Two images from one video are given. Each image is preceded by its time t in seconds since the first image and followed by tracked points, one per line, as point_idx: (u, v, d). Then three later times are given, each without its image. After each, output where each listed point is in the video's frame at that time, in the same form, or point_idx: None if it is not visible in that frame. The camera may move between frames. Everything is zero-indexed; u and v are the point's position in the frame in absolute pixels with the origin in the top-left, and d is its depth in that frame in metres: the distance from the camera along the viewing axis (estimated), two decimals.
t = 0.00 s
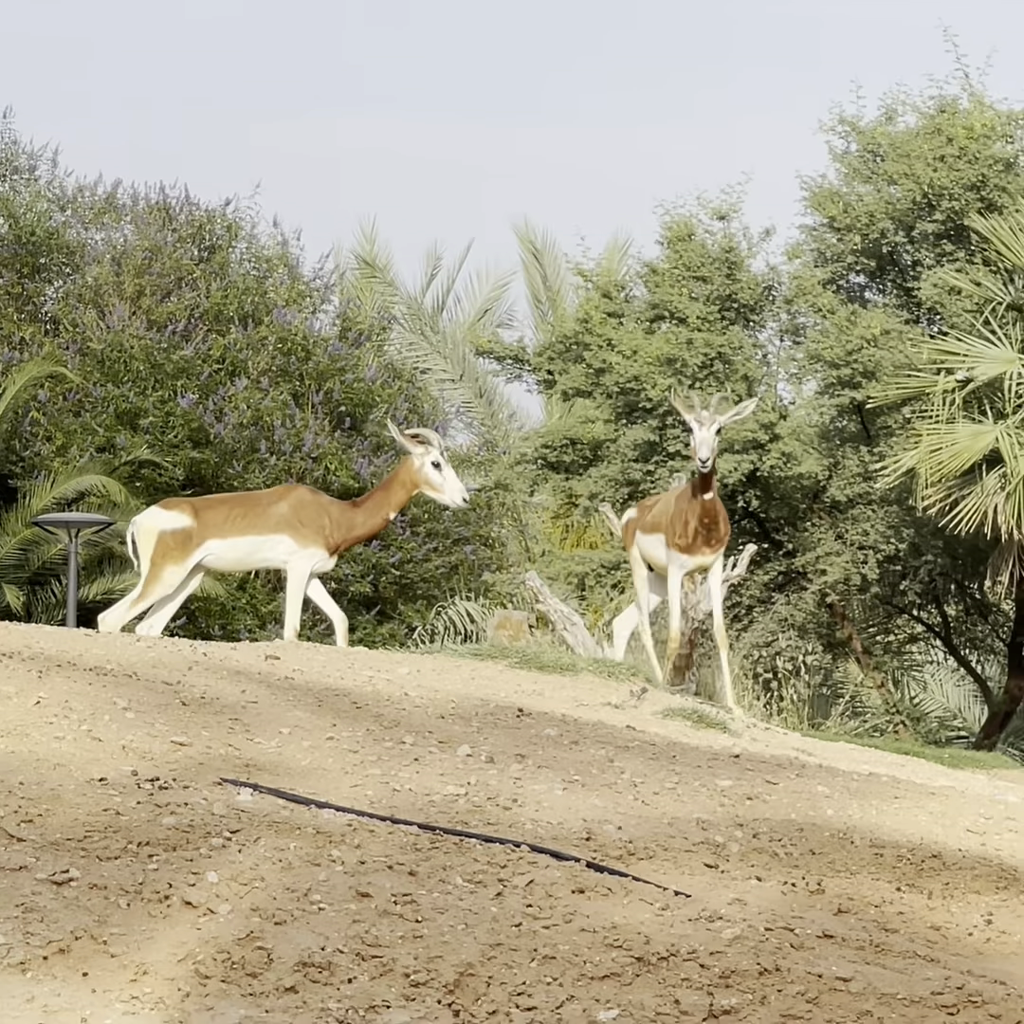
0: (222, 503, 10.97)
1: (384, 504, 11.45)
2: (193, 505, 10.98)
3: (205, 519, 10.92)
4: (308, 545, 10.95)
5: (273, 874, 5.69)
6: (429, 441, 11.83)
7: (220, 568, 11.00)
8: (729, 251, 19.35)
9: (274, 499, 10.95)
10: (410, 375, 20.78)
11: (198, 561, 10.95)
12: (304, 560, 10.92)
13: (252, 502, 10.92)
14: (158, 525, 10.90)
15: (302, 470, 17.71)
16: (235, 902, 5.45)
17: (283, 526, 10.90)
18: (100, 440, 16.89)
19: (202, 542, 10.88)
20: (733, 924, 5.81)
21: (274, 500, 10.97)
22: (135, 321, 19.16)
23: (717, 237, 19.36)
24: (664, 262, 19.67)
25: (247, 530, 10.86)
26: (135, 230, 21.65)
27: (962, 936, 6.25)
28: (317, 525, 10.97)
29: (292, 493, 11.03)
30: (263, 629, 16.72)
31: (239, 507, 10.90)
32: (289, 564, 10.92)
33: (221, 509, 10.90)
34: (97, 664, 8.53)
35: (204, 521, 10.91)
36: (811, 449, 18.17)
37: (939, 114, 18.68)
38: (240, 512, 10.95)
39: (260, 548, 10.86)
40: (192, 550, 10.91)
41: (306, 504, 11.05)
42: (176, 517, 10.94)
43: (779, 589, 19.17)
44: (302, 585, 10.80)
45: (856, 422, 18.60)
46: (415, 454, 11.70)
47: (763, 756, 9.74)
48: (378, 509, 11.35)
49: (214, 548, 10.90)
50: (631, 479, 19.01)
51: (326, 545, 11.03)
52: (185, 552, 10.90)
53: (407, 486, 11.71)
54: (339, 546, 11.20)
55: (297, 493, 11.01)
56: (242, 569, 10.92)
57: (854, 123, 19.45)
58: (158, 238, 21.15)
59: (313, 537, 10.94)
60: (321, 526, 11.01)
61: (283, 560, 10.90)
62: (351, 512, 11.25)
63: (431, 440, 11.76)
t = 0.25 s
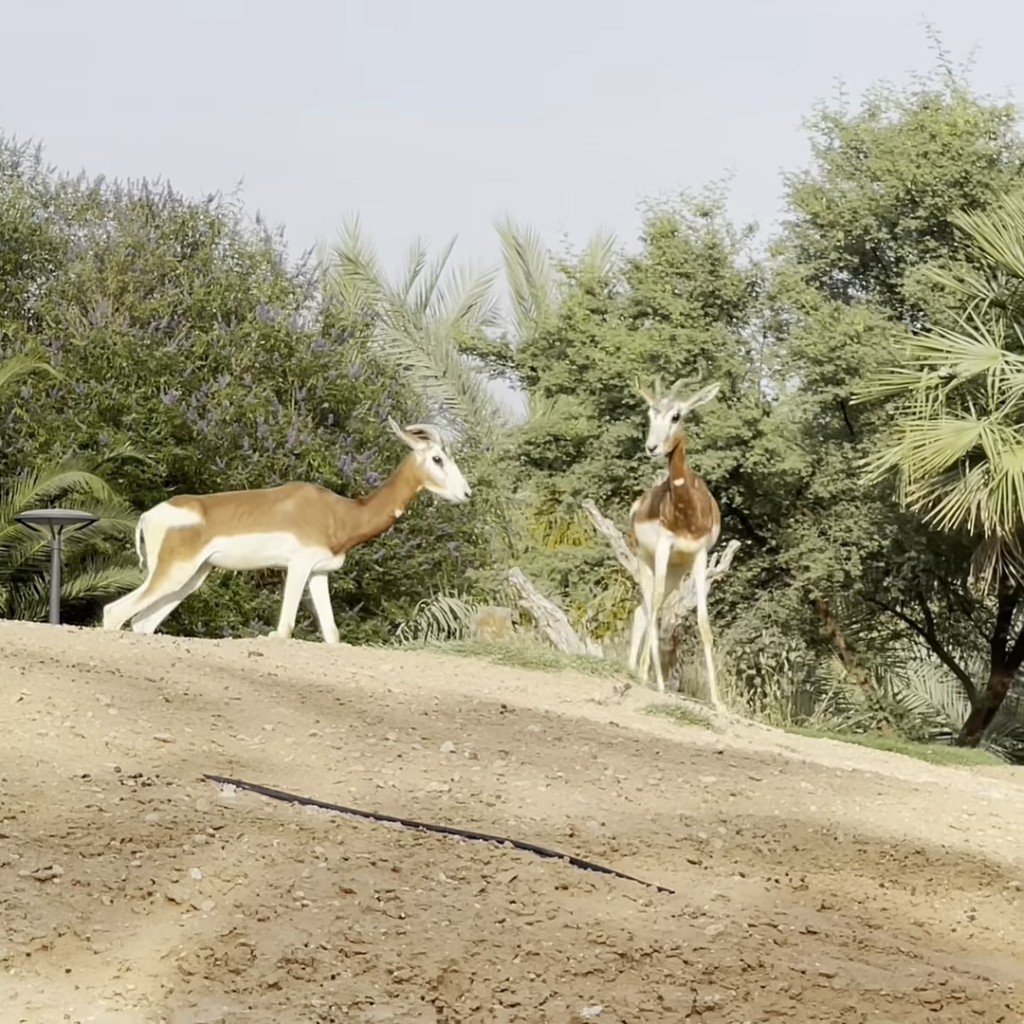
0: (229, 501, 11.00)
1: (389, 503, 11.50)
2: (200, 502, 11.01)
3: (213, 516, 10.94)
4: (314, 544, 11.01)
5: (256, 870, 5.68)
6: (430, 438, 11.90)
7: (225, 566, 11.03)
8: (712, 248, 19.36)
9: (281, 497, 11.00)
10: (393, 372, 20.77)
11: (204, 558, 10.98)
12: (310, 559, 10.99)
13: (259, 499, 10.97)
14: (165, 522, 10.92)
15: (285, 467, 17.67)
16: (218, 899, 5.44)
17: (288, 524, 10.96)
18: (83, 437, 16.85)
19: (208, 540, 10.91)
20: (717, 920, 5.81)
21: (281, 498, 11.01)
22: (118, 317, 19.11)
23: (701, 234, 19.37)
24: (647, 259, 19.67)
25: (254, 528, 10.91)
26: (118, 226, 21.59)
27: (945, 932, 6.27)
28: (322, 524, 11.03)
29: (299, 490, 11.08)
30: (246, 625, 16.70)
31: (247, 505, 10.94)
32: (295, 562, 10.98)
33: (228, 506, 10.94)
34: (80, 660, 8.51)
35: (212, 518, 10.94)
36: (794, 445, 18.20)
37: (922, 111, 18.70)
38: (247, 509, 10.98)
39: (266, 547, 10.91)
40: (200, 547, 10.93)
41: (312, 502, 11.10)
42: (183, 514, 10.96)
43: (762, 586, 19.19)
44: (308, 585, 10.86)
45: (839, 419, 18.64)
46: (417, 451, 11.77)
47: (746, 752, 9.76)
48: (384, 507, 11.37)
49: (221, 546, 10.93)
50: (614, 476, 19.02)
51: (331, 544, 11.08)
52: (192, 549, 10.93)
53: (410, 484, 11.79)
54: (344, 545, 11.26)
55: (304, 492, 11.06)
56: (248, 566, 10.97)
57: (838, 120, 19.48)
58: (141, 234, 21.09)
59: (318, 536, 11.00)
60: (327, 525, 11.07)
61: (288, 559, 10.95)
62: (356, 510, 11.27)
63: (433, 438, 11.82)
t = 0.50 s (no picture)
0: (246, 496, 11.10)
1: (404, 499, 11.56)
2: (217, 498, 11.10)
3: (229, 511, 11.04)
4: (328, 541, 11.11)
5: (247, 867, 5.67)
6: (445, 432, 11.87)
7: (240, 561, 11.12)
8: (703, 244, 19.38)
9: (297, 494, 11.09)
10: (384, 368, 20.76)
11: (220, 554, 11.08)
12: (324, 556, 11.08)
13: (275, 496, 11.06)
14: (183, 516, 11.01)
15: (276, 465, 17.60)
16: (209, 896, 5.43)
17: (301, 520, 11.05)
18: (74, 433, 16.82)
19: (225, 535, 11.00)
20: (708, 917, 5.81)
21: (296, 495, 11.11)
22: (109, 314, 19.08)
23: (691, 230, 19.38)
24: (638, 255, 19.69)
25: (269, 524, 11.00)
26: (109, 223, 21.56)
27: (936, 928, 6.28)
28: (336, 520, 11.13)
29: (315, 487, 11.18)
30: (238, 622, 16.70)
31: (263, 501, 11.03)
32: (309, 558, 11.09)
33: (244, 502, 11.03)
34: (71, 657, 8.50)
35: (228, 513, 11.03)
36: (784, 442, 18.21)
37: (913, 106, 18.72)
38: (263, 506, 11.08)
39: (281, 542, 11.02)
40: (216, 542, 11.03)
41: (327, 499, 11.19)
42: (200, 509, 11.05)
43: (753, 582, 19.24)
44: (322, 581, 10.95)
45: (831, 415, 18.65)
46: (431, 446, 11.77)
47: (737, 749, 9.76)
48: (398, 503, 11.47)
49: (236, 541, 11.02)
50: (605, 473, 19.03)
51: (344, 540, 11.18)
52: (208, 544, 11.02)
53: (425, 479, 11.82)
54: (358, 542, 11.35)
55: (319, 489, 11.16)
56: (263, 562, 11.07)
57: (828, 116, 19.50)
58: (132, 230, 21.06)
59: (331, 533, 11.10)
60: (341, 522, 11.16)
61: (302, 555, 11.04)
62: (370, 507, 11.33)
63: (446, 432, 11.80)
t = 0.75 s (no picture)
0: (271, 494, 11.19)
1: (429, 491, 11.66)
2: (241, 496, 11.19)
3: (254, 508, 11.15)
4: (354, 536, 11.21)
5: (249, 864, 5.68)
6: (461, 425, 11.97)
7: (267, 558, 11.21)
8: (704, 242, 19.38)
9: (322, 490, 11.20)
10: (386, 366, 20.77)
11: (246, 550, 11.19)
12: (351, 551, 11.19)
13: (301, 493, 11.17)
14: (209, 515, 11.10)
15: (278, 462, 17.67)
16: (211, 893, 5.44)
17: (329, 517, 11.16)
18: (75, 431, 16.83)
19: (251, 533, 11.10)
20: (709, 914, 5.82)
21: (322, 491, 11.21)
22: (111, 312, 19.07)
23: (693, 228, 19.38)
24: (639, 253, 19.69)
25: (296, 521, 11.10)
26: (110, 221, 21.55)
27: (938, 925, 6.29)
28: (359, 517, 11.21)
29: (339, 483, 11.28)
30: (240, 620, 16.75)
31: (289, 498, 11.13)
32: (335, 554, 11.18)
33: (270, 499, 11.13)
34: (73, 655, 8.51)
35: (254, 510, 11.13)
36: (786, 439, 18.22)
37: (914, 104, 18.70)
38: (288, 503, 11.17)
39: (305, 538, 11.12)
40: (242, 538, 11.15)
41: (352, 495, 11.30)
42: (226, 508, 11.14)
43: (754, 580, 19.27)
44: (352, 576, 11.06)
45: (831, 413, 18.61)
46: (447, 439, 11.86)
47: (739, 746, 9.77)
48: (423, 496, 11.56)
49: (263, 538, 11.11)
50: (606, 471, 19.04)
51: (370, 535, 11.29)
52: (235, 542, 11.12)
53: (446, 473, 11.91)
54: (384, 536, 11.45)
55: (344, 485, 11.26)
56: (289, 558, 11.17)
57: (830, 113, 19.48)
58: (133, 228, 21.05)
59: (358, 528, 11.21)
60: (367, 517, 11.27)
61: (331, 551, 11.14)
62: (396, 502, 11.44)
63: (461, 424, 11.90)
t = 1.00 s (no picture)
0: (299, 490, 11.49)
1: (454, 488, 11.82)
2: (270, 492, 11.49)
3: (283, 505, 11.44)
4: (382, 531, 11.49)
5: (260, 863, 5.68)
6: (478, 418, 12.08)
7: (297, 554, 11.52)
8: (714, 240, 19.37)
9: (350, 486, 11.48)
10: (396, 364, 20.79)
11: (276, 546, 11.48)
12: (379, 545, 11.47)
13: (329, 489, 11.46)
14: (238, 512, 11.41)
15: (288, 460, 17.70)
16: (222, 892, 5.44)
17: (357, 512, 11.44)
18: (86, 430, 16.86)
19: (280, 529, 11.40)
20: (720, 912, 5.82)
21: (349, 487, 11.50)
22: (121, 311, 19.08)
23: (703, 226, 19.37)
24: (649, 252, 19.68)
25: (324, 517, 11.40)
26: (121, 220, 21.57)
27: (949, 923, 6.28)
28: (388, 512, 11.49)
29: (366, 479, 11.55)
30: (251, 618, 16.80)
31: (317, 494, 11.43)
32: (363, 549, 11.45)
33: (299, 496, 11.43)
34: (84, 654, 8.52)
35: (282, 507, 11.43)
36: (796, 437, 18.21)
37: (924, 102, 18.68)
38: (317, 499, 11.47)
39: (334, 534, 11.39)
40: (272, 535, 11.43)
41: (379, 491, 11.57)
42: (255, 504, 11.45)
43: (765, 578, 19.26)
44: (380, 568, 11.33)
45: (842, 412, 18.68)
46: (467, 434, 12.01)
47: (750, 744, 9.76)
48: (450, 493, 11.78)
49: (292, 534, 11.42)
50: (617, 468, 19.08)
51: (399, 529, 11.56)
52: (264, 538, 11.43)
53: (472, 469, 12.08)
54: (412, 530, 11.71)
55: (371, 480, 11.53)
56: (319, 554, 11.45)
57: (840, 111, 19.46)
58: (144, 227, 21.08)
59: (386, 523, 11.48)
60: (394, 512, 11.54)
61: (359, 546, 11.43)
62: (423, 497, 11.70)
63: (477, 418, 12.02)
